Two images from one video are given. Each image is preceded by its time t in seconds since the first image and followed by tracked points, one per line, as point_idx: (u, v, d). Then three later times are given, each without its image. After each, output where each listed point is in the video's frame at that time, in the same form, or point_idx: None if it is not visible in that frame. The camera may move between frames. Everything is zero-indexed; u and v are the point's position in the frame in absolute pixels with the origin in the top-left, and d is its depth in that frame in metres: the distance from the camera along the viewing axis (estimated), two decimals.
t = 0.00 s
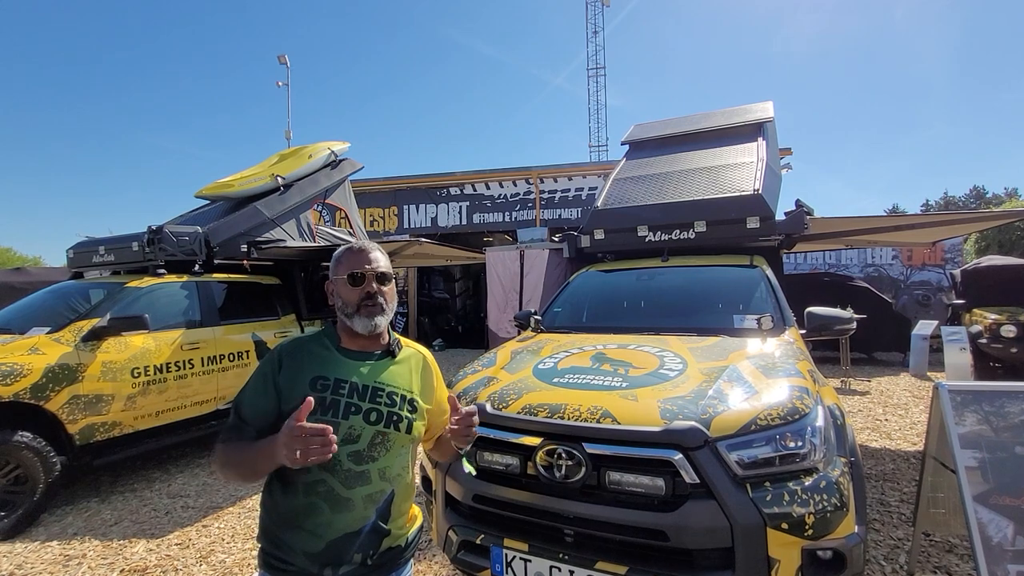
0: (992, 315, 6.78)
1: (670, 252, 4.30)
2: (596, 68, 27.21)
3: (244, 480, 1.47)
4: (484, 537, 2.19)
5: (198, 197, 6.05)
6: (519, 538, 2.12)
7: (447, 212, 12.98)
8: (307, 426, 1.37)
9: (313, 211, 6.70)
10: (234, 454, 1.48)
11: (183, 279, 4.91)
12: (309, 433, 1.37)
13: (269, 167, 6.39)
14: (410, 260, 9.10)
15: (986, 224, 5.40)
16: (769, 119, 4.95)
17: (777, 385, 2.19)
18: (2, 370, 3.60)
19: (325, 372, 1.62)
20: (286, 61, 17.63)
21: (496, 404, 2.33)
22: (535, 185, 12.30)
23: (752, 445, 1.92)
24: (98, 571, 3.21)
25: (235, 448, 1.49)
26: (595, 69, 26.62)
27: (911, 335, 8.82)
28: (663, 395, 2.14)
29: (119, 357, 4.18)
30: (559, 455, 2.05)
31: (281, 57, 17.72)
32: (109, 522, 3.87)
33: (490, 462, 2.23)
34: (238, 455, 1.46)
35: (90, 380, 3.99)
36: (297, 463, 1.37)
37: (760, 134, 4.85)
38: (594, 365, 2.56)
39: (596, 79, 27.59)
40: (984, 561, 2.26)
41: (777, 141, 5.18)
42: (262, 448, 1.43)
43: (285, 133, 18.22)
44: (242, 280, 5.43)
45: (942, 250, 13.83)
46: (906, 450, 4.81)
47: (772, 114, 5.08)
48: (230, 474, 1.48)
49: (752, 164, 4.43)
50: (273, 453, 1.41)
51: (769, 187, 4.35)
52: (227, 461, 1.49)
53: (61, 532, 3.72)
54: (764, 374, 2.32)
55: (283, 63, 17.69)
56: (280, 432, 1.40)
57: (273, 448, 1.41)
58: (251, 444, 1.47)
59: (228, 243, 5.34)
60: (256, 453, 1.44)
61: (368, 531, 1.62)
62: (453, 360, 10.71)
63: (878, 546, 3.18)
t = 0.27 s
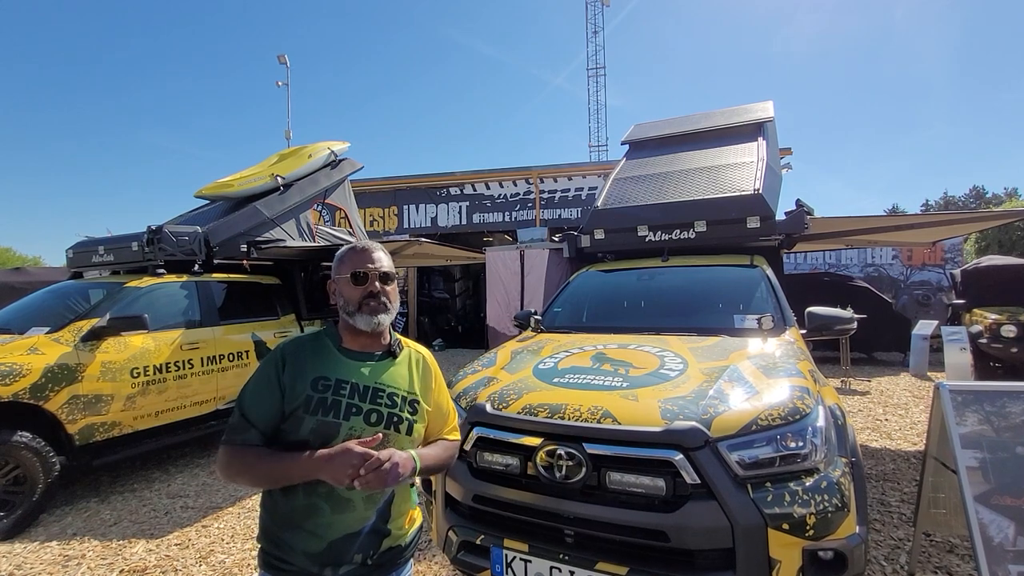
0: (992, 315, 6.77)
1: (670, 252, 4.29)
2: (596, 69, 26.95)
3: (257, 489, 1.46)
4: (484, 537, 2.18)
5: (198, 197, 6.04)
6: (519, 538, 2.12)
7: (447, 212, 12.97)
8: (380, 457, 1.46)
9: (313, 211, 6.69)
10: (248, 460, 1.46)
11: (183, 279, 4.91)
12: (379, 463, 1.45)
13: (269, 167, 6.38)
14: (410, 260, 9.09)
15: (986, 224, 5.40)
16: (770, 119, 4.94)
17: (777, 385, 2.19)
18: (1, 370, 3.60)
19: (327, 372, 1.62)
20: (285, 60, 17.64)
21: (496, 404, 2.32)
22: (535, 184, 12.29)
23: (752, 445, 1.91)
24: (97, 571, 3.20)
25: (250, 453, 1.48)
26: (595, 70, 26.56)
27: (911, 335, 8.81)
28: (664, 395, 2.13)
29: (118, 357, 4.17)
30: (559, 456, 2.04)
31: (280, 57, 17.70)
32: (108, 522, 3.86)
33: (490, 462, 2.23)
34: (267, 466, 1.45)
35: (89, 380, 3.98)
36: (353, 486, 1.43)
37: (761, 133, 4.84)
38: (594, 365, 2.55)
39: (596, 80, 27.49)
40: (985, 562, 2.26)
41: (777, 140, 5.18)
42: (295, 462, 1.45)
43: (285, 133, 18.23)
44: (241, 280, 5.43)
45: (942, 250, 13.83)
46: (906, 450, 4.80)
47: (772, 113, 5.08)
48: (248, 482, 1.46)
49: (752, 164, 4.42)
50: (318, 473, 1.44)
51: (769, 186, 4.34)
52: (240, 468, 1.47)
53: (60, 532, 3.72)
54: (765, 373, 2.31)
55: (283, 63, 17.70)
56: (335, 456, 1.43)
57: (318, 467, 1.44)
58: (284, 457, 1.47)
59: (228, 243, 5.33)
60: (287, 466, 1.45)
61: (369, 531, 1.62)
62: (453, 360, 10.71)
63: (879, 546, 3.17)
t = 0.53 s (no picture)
0: (992, 315, 6.76)
1: (671, 252, 4.28)
2: (596, 68, 26.55)
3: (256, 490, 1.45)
4: (484, 538, 2.18)
5: (197, 197, 6.04)
6: (520, 539, 2.11)
7: (447, 212, 12.97)
8: (380, 459, 1.45)
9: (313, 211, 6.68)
10: (248, 461, 1.46)
11: (183, 279, 4.90)
12: (379, 466, 1.45)
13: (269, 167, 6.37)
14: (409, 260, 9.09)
15: (987, 224, 5.39)
16: (770, 119, 4.94)
17: (778, 385, 2.18)
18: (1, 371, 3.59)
19: (326, 374, 1.61)
20: (285, 60, 17.62)
21: (496, 404, 2.31)
22: (535, 184, 12.29)
23: (753, 445, 1.91)
24: (96, 572, 3.20)
25: (249, 455, 1.47)
26: (595, 69, 26.51)
27: (912, 335, 8.81)
28: (664, 395, 2.13)
29: (118, 357, 4.17)
30: (559, 456, 2.04)
31: (281, 58, 17.76)
32: (108, 523, 3.86)
33: (490, 463, 2.22)
34: (267, 468, 1.44)
35: (89, 381, 3.98)
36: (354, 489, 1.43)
37: (761, 133, 4.84)
38: (594, 365, 2.54)
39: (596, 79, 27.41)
40: (987, 562, 2.25)
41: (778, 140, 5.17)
42: (296, 465, 1.44)
43: (285, 133, 18.22)
44: (241, 280, 5.43)
45: (942, 250, 13.82)
46: (907, 450, 4.80)
47: (773, 113, 5.07)
48: (248, 483, 1.45)
49: (753, 163, 4.42)
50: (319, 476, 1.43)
51: (770, 186, 4.33)
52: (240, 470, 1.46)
53: (60, 533, 3.71)
54: (765, 373, 2.31)
55: (283, 63, 17.69)
56: (335, 459, 1.42)
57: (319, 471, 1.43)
58: (284, 459, 1.46)
59: (228, 243, 5.33)
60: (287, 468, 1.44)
61: (367, 534, 1.62)
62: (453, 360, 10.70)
63: (880, 546, 3.17)
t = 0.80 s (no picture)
0: (992, 315, 6.75)
1: (670, 252, 4.28)
2: (596, 69, 27.46)
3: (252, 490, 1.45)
4: (483, 539, 2.17)
5: (196, 196, 6.03)
6: (519, 540, 2.10)
7: (446, 212, 12.96)
8: (376, 459, 1.44)
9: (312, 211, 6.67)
10: (244, 461, 1.45)
11: (182, 279, 4.89)
12: (375, 465, 1.44)
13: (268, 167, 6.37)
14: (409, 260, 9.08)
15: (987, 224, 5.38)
16: (770, 119, 4.93)
17: (778, 386, 2.18)
18: None
19: (324, 372, 1.60)
20: (285, 61, 17.62)
21: (496, 405, 2.31)
22: (535, 185, 12.28)
23: (754, 446, 1.90)
24: (95, 573, 3.19)
25: (246, 455, 1.46)
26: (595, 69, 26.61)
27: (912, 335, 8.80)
28: (664, 396, 2.12)
29: (117, 357, 4.16)
30: (559, 456, 2.03)
31: (281, 58, 17.76)
32: (106, 524, 3.85)
33: (490, 463, 2.22)
34: (263, 467, 1.44)
35: (87, 381, 3.97)
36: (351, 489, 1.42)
37: (761, 133, 4.83)
38: (594, 365, 2.54)
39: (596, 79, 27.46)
40: (987, 563, 2.25)
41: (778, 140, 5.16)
42: (293, 465, 1.44)
43: (285, 132, 18.21)
44: (241, 280, 5.42)
45: (942, 250, 13.81)
46: (907, 451, 4.79)
47: (772, 113, 5.07)
48: (244, 483, 1.44)
49: (753, 164, 4.41)
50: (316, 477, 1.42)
51: (770, 186, 4.33)
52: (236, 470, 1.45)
53: (58, 534, 3.70)
54: (765, 374, 2.30)
55: (283, 63, 17.67)
56: (332, 459, 1.42)
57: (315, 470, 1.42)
58: (280, 459, 1.45)
59: (227, 243, 5.32)
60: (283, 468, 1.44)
61: (365, 534, 1.61)
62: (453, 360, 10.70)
63: (880, 547, 3.16)
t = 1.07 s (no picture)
0: (992, 315, 6.75)
1: (670, 253, 4.28)
2: (597, 69, 27.49)
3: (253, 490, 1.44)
4: (483, 540, 2.17)
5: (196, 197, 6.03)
6: (519, 541, 2.10)
7: (446, 212, 12.96)
8: (377, 460, 1.44)
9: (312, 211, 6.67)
10: (244, 462, 1.45)
11: (182, 279, 4.89)
12: (377, 466, 1.44)
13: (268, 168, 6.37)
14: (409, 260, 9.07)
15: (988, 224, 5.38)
16: (769, 119, 4.94)
17: (777, 386, 2.17)
18: None
19: (324, 373, 1.60)
20: (285, 61, 17.60)
21: (495, 406, 2.31)
22: (535, 185, 12.28)
23: (753, 447, 1.90)
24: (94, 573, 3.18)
25: (246, 456, 1.46)
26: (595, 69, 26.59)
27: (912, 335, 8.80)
28: (664, 397, 2.12)
29: (116, 358, 4.16)
30: (558, 458, 2.03)
31: (281, 58, 17.75)
32: (106, 524, 3.85)
33: (490, 465, 2.21)
34: (264, 467, 1.43)
35: (87, 382, 3.96)
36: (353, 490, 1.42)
37: (761, 133, 4.83)
38: (594, 366, 2.54)
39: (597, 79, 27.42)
40: (988, 564, 2.24)
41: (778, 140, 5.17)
42: (294, 467, 1.43)
43: (285, 133, 18.21)
44: (241, 280, 5.42)
45: (942, 250, 13.80)
46: (907, 451, 4.78)
47: (772, 113, 5.07)
48: (244, 483, 1.44)
49: (752, 164, 4.41)
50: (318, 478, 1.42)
51: (770, 186, 4.33)
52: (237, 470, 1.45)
53: (58, 534, 3.70)
54: (765, 374, 2.30)
55: (283, 63, 17.66)
56: (333, 459, 1.42)
57: (317, 471, 1.42)
58: (280, 460, 1.45)
59: (227, 244, 5.32)
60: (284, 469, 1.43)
61: (363, 536, 1.61)
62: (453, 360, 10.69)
63: (880, 548, 3.16)
